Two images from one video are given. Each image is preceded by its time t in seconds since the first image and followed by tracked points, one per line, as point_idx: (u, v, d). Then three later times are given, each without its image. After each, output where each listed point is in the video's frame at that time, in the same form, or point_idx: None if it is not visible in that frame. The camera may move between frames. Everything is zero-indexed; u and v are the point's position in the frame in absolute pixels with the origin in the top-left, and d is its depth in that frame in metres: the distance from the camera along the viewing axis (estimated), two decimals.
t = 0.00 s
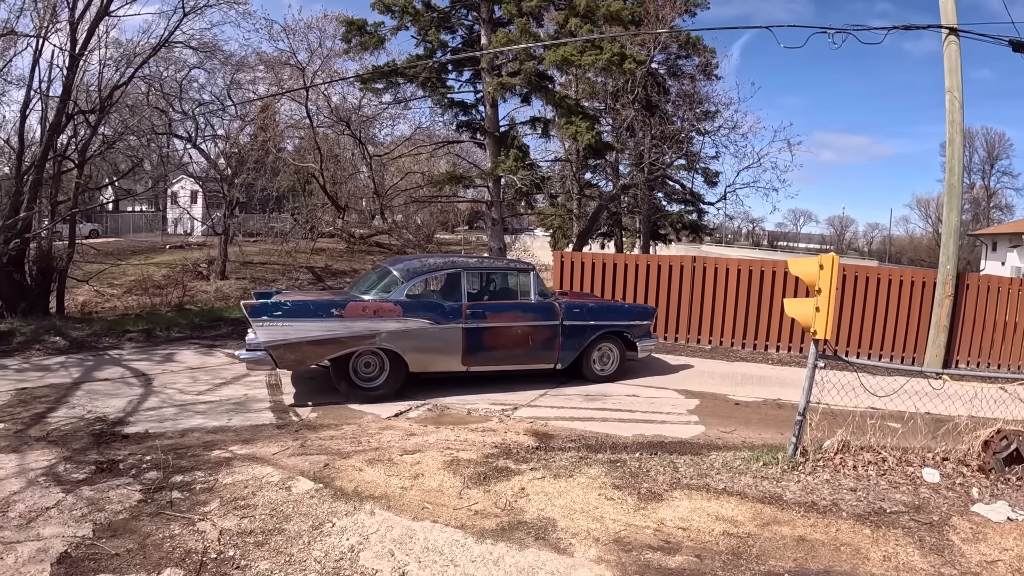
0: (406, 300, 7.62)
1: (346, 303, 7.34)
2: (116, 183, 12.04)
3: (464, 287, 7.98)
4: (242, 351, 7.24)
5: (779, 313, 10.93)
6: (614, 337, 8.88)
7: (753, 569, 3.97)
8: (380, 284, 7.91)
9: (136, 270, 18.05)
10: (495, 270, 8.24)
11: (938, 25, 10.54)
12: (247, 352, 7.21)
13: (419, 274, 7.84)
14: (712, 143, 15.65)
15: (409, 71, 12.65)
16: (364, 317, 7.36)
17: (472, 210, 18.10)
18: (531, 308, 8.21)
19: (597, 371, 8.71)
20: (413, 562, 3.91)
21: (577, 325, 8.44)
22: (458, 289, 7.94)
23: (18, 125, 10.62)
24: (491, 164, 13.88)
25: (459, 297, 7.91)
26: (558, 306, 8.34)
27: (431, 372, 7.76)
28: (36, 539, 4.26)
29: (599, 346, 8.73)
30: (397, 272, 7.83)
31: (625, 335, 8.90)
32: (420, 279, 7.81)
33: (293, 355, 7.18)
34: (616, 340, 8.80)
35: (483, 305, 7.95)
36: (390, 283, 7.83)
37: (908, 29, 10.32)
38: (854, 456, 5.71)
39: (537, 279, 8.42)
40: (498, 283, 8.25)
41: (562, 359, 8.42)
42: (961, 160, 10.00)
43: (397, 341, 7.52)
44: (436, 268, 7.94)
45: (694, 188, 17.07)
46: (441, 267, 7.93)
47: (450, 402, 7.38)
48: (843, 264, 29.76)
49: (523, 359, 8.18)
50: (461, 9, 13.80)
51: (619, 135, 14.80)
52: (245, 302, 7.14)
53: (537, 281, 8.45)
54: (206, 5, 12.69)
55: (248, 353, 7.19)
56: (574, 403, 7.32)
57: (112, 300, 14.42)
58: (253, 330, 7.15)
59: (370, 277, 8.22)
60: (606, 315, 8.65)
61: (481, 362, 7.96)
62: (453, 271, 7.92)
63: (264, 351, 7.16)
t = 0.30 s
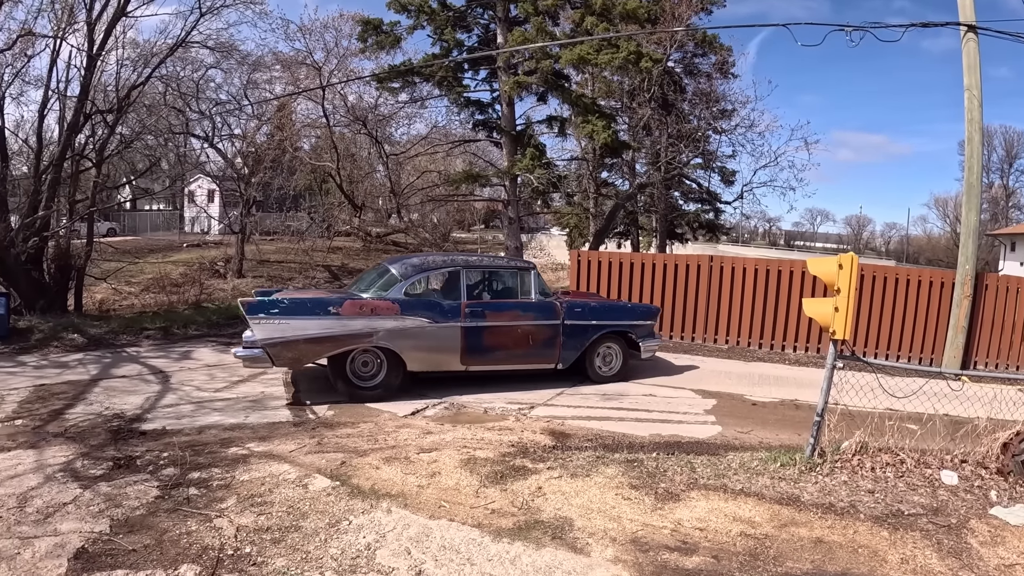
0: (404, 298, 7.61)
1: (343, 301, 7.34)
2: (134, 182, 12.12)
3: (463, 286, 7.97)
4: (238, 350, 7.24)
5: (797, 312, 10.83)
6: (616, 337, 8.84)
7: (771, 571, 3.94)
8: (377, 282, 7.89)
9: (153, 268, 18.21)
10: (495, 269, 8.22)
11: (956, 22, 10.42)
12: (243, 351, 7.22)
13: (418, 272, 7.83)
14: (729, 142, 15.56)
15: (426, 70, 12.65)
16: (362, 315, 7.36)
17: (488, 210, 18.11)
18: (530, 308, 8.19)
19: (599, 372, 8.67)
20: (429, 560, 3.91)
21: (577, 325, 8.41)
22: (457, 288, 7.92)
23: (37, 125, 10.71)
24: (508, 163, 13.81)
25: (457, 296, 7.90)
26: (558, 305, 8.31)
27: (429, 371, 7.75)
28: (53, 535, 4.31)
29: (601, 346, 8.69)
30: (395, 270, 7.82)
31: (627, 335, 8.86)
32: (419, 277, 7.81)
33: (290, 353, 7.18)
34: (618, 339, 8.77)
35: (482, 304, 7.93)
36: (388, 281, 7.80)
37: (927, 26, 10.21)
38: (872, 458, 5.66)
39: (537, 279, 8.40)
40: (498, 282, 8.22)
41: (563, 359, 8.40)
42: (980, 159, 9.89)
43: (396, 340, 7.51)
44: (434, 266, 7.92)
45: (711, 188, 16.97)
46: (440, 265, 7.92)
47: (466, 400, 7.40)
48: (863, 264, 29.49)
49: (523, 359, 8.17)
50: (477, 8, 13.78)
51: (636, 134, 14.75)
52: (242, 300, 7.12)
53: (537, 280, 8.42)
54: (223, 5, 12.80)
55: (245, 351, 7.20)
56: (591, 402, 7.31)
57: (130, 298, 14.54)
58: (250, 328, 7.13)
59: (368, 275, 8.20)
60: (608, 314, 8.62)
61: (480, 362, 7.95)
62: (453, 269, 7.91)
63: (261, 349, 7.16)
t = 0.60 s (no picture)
0: (394, 297, 7.58)
1: (333, 299, 7.35)
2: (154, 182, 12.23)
3: (455, 285, 7.91)
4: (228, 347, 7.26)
5: (818, 313, 10.73)
6: (615, 337, 8.74)
7: (791, 573, 3.91)
8: (369, 280, 7.88)
9: (174, 267, 18.39)
10: (489, 267, 8.19)
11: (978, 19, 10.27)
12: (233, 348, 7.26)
13: (409, 271, 7.80)
14: (749, 141, 15.45)
15: (445, 70, 12.65)
16: (351, 314, 7.36)
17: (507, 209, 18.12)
18: (525, 307, 8.10)
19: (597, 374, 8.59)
20: (448, 559, 3.92)
21: (573, 325, 8.32)
22: (448, 287, 7.88)
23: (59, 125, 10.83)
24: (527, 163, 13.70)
25: (448, 295, 7.85)
26: (554, 305, 8.21)
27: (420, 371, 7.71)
28: (74, 529, 4.36)
29: (599, 347, 8.61)
30: (387, 269, 7.80)
31: (627, 335, 8.77)
32: (411, 276, 7.78)
33: (279, 351, 7.21)
34: (617, 340, 8.68)
35: (475, 302, 7.88)
36: (380, 279, 7.77)
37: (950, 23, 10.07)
38: (893, 460, 5.60)
39: (531, 278, 8.32)
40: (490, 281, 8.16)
41: (559, 359, 8.30)
42: (1002, 157, 9.74)
43: (386, 338, 7.49)
44: (426, 265, 7.89)
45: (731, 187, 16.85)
46: (432, 265, 7.88)
47: (485, 398, 7.42)
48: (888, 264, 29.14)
49: (517, 359, 8.09)
50: (496, 7, 13.76)
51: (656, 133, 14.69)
52: (233, 297, 7.18)
53: (533, 279, 8.35)
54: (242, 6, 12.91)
55: (235, 348, 7.22)
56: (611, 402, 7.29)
57: (151, 296, 14.69)
58: (240, 325, 7.19)
59: (362, 273, 8.19)
60: (606, 314, 8.52)
61: (472, 361, 7.88)
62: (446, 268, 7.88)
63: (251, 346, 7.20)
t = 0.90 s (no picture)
0: (379, 296, 7.54)
1: (318, 298, 7.33)
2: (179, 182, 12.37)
3: (443, 284, 7.84)
4: (212, 347, 7.18)
5: (842, 313, 10.63)
6: (611, 338, 8.60)
7: None
8: (355, 280, 7.84)
9: (199, 265, 18.60)
10: (479, 266, 8.08)
11: (1004, 15, 10.10)
12: (218, 348, 7.18)
13: (395, 270, 7.75)
14: (773, 139, 15.32)
15: (467, 70, 12.68)
16: (336, 312, 7.33)
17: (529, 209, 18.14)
18: (514, 306, 7.99)
19: (590, 376, 8.49)
20: (471, 557, 3.94)
21: (564, 324, 8.19)
22: (435, 286, 7.81)
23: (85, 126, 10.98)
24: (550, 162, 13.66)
25: (435, 295, 7.79)
26: (545, 304, 8.10)
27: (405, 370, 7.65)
28: (100, 524, 4.43)
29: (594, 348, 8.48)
30: (372, 269, 7.77)
31: (623, 335, 8.62)
32: (397, 276, 7.72)
33: (264, 349, 7.17)
34: (613, 340, 8.54)
35: (462, 302, 7.82)
36: (366, 279, 7.73)
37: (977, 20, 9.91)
38: (918, 462, 5.54)
39: (522, 277, 8.22)
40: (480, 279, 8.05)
41: (551, 360, 8.19)
42: None
43: (371, 338, 7.44)
44: (412, 264, 7.83)
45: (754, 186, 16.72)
46: (418, 264, 7.83)
47: (509, 398, 7.45)
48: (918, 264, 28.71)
49: (506, 359, 7.99)
50: (518, 7, 13.74)
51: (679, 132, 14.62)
52: (218, 296, 7.18)
53: (523, 278, 8.24)
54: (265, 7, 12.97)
55: (219, 348, 7.14)
56: (634, 401, 7.28)
57: (176, 295, 14.88)
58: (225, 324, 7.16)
59: (350, 274, 8.16)
60: (600, 313, 8.38)
61: (459, 362, 7.81)
62: (433, 267, 7.82)
63: (236, 345, 7.15)
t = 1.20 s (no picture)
0: (365, 295, 7.53)
1: (303, 297, 7.37)
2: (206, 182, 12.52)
3: (429, 282, 7.80)
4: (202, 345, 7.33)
5: (871, 314, 10.51)
6: (608, 339, 8.43)
7: None
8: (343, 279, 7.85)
9: (227, 265, 18.84)
10: (468, 264, 8.01)
11: None
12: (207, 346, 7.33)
13: (380, 269, 7.73)
14: (800, 138, 15.19)
15: (493, 70, 12.70)
16: (320, 312, 7.35)
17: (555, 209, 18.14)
18: (504, 306, 7.92)
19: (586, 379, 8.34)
20: (501, 556, 3.96)
21: (557, 324, 8.07)
22: (422, 285, 7.78)
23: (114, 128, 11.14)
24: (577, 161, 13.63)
25: (422, 294, 7.75)
26: (535, 303, 8.00)
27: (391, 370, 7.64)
28: (130, 519, 4.52)
29: (590, 349, 8.34)
30: (359, 268, 7.75)
31: (620, 335, 8.45)
32: (383, 275, 7.70)
33: (250, 348, 7.23)
34: (609, 340, 8.36)
35: (450, 301, 7.77)
36: (353, 278, 7.74)
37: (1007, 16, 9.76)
38: (948, 465, 5.47)
39: (512, 274, 8.11)
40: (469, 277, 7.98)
41: (542, 361, 8.07)
42: None
43: (355, 338, 7.45)
44: (398, 262, 7.79)
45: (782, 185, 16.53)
46: (404, 262, 7.79)
47: (536, 397, 7.45)
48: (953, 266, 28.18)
49: (495, 360, 7.92)
50: (543, 6, 13.74)
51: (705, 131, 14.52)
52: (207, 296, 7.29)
53: (514, 276, 8.12)
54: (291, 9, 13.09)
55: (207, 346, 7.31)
56: (662, 402, 7.28)
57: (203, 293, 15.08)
58: (213, 324, 7.26)
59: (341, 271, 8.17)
60: (593, 313, 8.23)
61: (446, 362, 7.76)
62: (419, 266, 7.77)
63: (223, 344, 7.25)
